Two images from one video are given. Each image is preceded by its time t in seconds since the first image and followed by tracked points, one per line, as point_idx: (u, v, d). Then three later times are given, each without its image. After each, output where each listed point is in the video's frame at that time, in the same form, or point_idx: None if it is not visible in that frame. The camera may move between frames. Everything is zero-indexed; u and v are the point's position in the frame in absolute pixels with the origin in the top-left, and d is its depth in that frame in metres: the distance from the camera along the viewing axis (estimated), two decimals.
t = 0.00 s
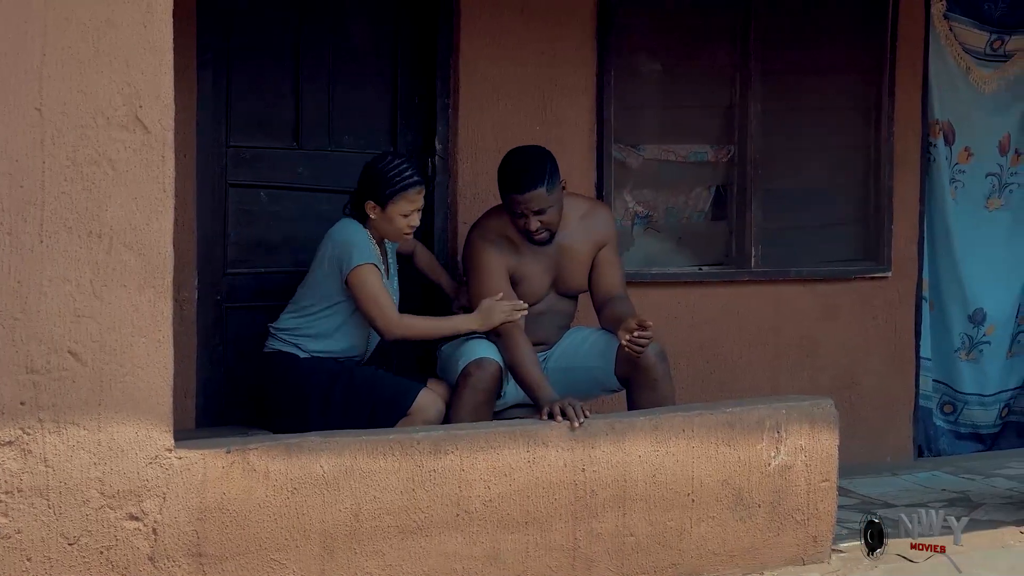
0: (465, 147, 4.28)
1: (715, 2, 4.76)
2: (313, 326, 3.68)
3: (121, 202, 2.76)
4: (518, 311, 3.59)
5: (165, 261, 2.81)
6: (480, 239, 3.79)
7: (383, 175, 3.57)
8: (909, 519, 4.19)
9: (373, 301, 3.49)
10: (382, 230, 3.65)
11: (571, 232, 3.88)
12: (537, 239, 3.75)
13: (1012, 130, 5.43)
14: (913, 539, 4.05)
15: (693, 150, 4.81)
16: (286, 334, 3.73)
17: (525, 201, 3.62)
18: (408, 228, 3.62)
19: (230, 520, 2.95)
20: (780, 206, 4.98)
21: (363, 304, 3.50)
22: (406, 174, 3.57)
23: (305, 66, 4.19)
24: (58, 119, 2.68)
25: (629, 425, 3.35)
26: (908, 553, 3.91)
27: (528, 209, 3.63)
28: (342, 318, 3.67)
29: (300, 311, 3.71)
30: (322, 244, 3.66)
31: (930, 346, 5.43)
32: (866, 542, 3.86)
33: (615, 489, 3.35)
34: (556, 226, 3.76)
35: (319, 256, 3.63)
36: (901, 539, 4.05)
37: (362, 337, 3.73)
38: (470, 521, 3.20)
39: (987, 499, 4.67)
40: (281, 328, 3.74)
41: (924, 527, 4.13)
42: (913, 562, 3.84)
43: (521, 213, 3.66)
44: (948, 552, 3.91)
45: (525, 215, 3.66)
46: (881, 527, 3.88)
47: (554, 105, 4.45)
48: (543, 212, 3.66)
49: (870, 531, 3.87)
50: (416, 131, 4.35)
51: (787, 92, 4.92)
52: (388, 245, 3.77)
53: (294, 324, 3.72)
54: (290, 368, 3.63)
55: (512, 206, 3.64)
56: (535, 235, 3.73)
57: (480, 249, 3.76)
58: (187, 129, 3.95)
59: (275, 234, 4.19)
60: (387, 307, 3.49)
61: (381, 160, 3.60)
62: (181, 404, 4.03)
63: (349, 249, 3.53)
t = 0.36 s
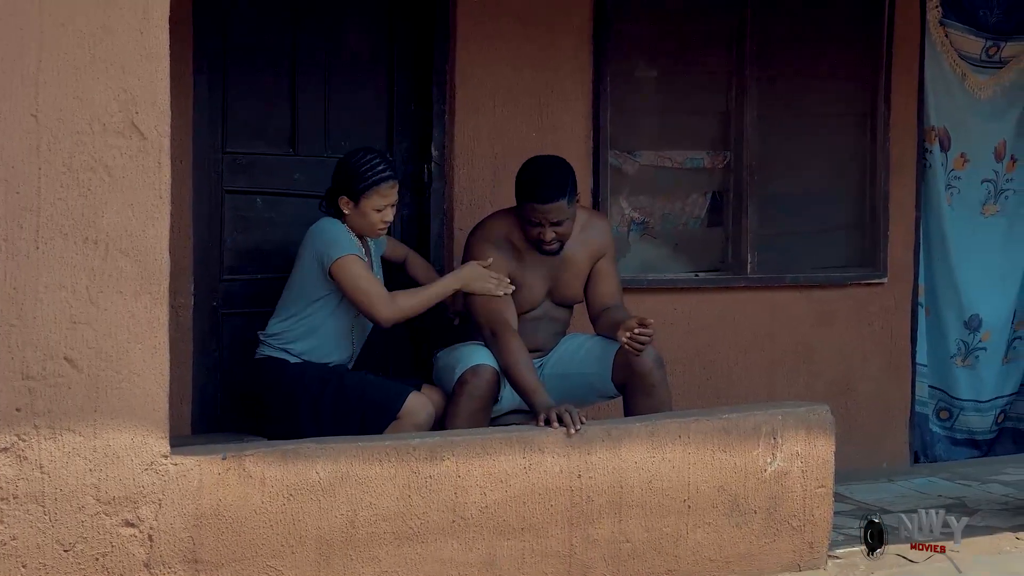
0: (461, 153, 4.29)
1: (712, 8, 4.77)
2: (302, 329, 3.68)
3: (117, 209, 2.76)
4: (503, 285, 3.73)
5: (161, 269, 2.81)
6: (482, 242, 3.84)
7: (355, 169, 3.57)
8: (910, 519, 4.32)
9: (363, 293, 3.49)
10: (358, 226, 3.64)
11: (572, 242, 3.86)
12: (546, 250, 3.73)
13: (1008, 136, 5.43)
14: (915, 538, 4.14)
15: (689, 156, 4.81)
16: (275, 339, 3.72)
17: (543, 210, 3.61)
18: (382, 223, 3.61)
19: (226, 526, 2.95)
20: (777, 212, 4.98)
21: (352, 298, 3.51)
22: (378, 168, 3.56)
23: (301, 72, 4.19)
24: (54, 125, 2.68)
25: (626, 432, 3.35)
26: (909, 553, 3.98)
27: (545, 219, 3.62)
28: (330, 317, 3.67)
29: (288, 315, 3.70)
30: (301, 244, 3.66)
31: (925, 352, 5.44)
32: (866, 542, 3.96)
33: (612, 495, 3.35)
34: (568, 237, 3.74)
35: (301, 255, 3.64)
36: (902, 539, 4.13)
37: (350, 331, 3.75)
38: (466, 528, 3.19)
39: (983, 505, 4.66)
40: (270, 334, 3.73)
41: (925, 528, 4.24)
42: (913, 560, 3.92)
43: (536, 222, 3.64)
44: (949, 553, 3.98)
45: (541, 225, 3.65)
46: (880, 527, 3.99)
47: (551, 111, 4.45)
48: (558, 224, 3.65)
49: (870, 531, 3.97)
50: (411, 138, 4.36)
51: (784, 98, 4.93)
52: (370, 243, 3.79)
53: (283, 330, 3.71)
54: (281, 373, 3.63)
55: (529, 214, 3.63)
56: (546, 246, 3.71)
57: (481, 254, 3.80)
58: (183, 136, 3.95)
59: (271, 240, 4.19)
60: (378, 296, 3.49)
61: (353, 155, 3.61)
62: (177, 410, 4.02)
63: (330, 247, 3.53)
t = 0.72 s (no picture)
0: (459, 158, 4.29)
1: (710, 12, 4.77)
2: (311, 335, 3.68)
3: (114, 214, 2.76)
4: (519, 327, 3.63)
5: (158, 274, 2.81)
6: (485, 247, 3.76)
7: (386, 189, 3.56)
8: (910, 521, 4.34)
9: (370, 308, 3.49)
10: (380, 243, 3.64)
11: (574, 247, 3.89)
12: (542, 250, 3.74)
13: (1005, 141, 5.44)
14: (917, 538, 4.17)
15: (686, 161, 4.81)
16: (280, 344, 3.72)
17: (560, 218, 3.60)
18: (405, 245, 3.62)
19: (224, 531, 2.94)
20: (774, 216, 4.98)
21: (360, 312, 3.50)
22: (409, 192, 3.56)
23: (299, 77, 4.19)
24: (52, 130, 2.68)
25: (623, 437, 3.34)
26: (909, 553, 4.00)
27: (557, 227, 3.62)
28: (341, 328, 3.66)
29: (298, 322, 3.69)
30: (321, 253, 3.65)
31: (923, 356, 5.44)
32: (867, 542, 3.96)
33: (608, 500, 3.35)
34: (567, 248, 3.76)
35: (319, 264, 3.64)
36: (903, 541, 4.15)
37: (360, 346, 3.73)
38: (463, 533, 3.19)
39: (981, 509, 4.66)
40: (276, 338, 3.73)
41: (925, 528, 4.28)
42: (914, 562, 3.94)
43: (548, 226, 3.64)
44: (948, 552, 4.04)
45: (553, 230, 3.65)
46: (880, 527, 3.97)
47: (548, 116, 4.45)
48: (565, 234, 3.66)
49: (870, 531, 3.96)
50: (408, 142, 4.36)
51: (782, 102, 4.93)
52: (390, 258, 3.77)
53: (292, 335, 3.70)
54: (281, 376, 3.63)
55: (544, 215, 3.62)
56: (544, 248, 3.72)
57: (484, 258, 3.74)
58: (181, 140, 3.95)
59: (268, 245, 4.19)
60: (385, 314, 3.50)
61: (387, 173, 3.59)
62: (174, 415, 4.02)
63: (348, 258, 3.52)
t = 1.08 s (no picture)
0: (458, 159, 4.30)
1: (709, 14, 4.78)
2: (294, 336, 3.65)
3: (113, 215, 2.76)
4: (518, 305, 3.62)
5: (157, 275, 2.81)
6: (503, 237, 3.78)
7: (349, 174, 3.57)
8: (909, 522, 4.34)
9: (361, 296, 3.50)
10: (351, 230, 3.63)
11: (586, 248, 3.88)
12: (554, 245, 3.73)
13: (1004, 142, 5.44)
14: (917, 538, 4.20)
15: (685, 162, 4.81)
16: (267, 348, 3.71)
17: (583, 212, 3.61)
18: (375, 228, 3.61)
19: (223, 532, 2.94)
20: (773, 217, 4.99)
21: (350, 301, 3.51)
22: (374, 173, 3.56)
23: (298, 78, 4.19)
24: (50, 131, 2.68)
25: (622, 438, 3.34)
26: (909, 553, 4.02)
27: (578, 222, 3.63)
28: (323, 324, 3.65)
29: (280, 322, 3.68)
30: (297, 250, 3.65)
31: (921, 357, 5.44)
32: (866, 542, 3.98)
33: (608, 501, 3.35)
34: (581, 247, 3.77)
35: (295, 263, 3.64)
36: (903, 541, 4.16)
37: (342, 340, 3.72)
38: (462, 534, 3.19)
39: (980, 510, 4.66)
40: (262, 343, 3.72)
41: (925, 529, 4.29)
42: (913, 562, 3.94)
43: (568, 220, 3.64)
44: (949, 552, 4.04)
45: (572, 224, 3.65)
46: (881, 527, 3.99)
47: (547, 117, 4.46)
48: (582, 231, 3.67)
49: (870, 531, 3.98)
50: (408, 144, 4.36)
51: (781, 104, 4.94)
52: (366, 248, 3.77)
53: (275, 336, 3.69)
54: (270, 382, 3.62)
55: (569, 208, 3.62)
56: (557, 242, 3.72)
57: (500, 249, 3.75)
58: (179, 141, 3.95)
59: (267, 246, 4.19)
60: (378, 298, 3.51)
61: (349, 159, 3.61)
62: (173, 416, 4.02)
63: (327, 253, 3.52)
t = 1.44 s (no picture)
0: (458, 159, 4.30)
1: (708, 14, 4.78)
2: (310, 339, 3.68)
3: (112, 214, 2.76)
4: (527, 327, 3.56)
5: (156, 275, 2.82)
6: (507, 235, 3.76)
7: (385, 188, 3.55)
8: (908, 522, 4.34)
9: (376, 314, 3.49)
10: (378, 241, 3.64)
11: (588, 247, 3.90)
12: (558, 243, 3.73)
13: (1003, 142, 5.45)
14: (916, 538, 4.20)
15: (685, 162, 4.81)
16: (278, 346, 3.73)
17: (589, 209, 3.61)
18: (405, 241, 3.62)
19: (222, 532, 2.95)
20: (773, 218, 4.99)
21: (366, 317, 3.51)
22: (411, 189, 3.56)
23: (297, 78, 4.19)
24: (50, 131, 2.68)
25: (621, 438, 3.34)
26: (909, 553, 4.03)
27: (584, 219, 3.62)
28: (340, 330, 3.67)
29: (298, 324, 3.70)
30: (318, 256, 3.65)
31: (920, 357, 5.45)
32: (866, 542, 3.98)
33: (607, 501, 3.35)
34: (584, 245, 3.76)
35: (316, 268, 3.63)
36: (903, 541, 4.18)
37: (359, 347, 3.73)
38: (462, 534, 3.19)
39: (979, 510, 4.66)
40: (274, 340, 3.74)
41: (925, 528, 4.31)
42: (913, 561, 3.94)
43: (573, 217, 3.64)
44: (949, 552, 4.05)
45: (577, 222, 3.64)
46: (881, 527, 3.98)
47: (547, 117, 4.46)
48: (587, 228, 3.66)
49: (870, 531, 3.98)
50: (407, 144, 4.36)
51: (781, 104, 4.94)
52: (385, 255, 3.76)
53: (291, 337, 3.71)
54: (279, 380, 3.63)
55: (573, 206, 3.61)
56: (562, 241, 3.71)
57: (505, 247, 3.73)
58: (179, 141, 3.95)
59: (266, 246, 4.19)
60: (393, 318, 3.50)
61: (385, 172, 3.58)
62: (173, 416, 4.02)
63: (347, 262, 3.52)
